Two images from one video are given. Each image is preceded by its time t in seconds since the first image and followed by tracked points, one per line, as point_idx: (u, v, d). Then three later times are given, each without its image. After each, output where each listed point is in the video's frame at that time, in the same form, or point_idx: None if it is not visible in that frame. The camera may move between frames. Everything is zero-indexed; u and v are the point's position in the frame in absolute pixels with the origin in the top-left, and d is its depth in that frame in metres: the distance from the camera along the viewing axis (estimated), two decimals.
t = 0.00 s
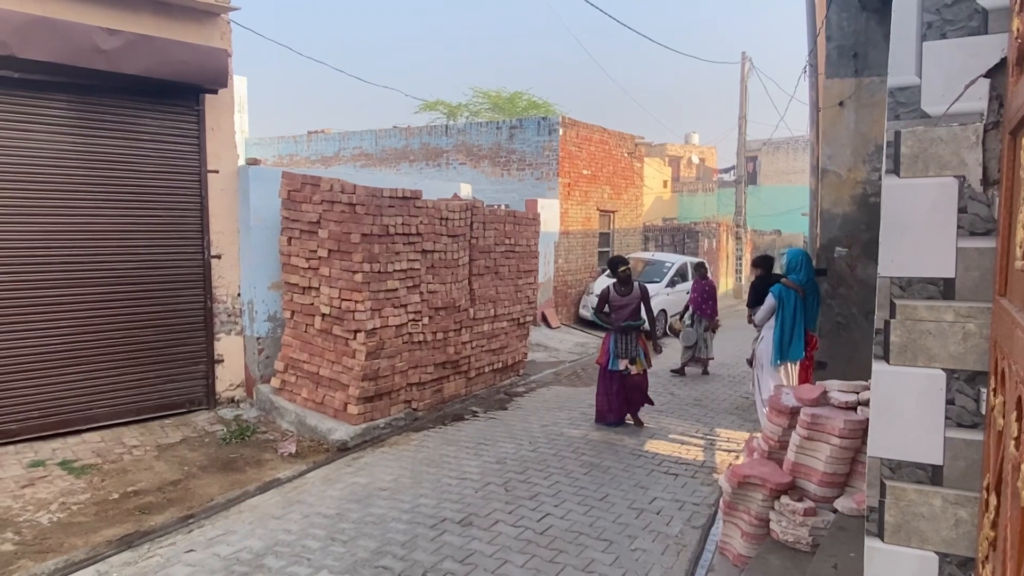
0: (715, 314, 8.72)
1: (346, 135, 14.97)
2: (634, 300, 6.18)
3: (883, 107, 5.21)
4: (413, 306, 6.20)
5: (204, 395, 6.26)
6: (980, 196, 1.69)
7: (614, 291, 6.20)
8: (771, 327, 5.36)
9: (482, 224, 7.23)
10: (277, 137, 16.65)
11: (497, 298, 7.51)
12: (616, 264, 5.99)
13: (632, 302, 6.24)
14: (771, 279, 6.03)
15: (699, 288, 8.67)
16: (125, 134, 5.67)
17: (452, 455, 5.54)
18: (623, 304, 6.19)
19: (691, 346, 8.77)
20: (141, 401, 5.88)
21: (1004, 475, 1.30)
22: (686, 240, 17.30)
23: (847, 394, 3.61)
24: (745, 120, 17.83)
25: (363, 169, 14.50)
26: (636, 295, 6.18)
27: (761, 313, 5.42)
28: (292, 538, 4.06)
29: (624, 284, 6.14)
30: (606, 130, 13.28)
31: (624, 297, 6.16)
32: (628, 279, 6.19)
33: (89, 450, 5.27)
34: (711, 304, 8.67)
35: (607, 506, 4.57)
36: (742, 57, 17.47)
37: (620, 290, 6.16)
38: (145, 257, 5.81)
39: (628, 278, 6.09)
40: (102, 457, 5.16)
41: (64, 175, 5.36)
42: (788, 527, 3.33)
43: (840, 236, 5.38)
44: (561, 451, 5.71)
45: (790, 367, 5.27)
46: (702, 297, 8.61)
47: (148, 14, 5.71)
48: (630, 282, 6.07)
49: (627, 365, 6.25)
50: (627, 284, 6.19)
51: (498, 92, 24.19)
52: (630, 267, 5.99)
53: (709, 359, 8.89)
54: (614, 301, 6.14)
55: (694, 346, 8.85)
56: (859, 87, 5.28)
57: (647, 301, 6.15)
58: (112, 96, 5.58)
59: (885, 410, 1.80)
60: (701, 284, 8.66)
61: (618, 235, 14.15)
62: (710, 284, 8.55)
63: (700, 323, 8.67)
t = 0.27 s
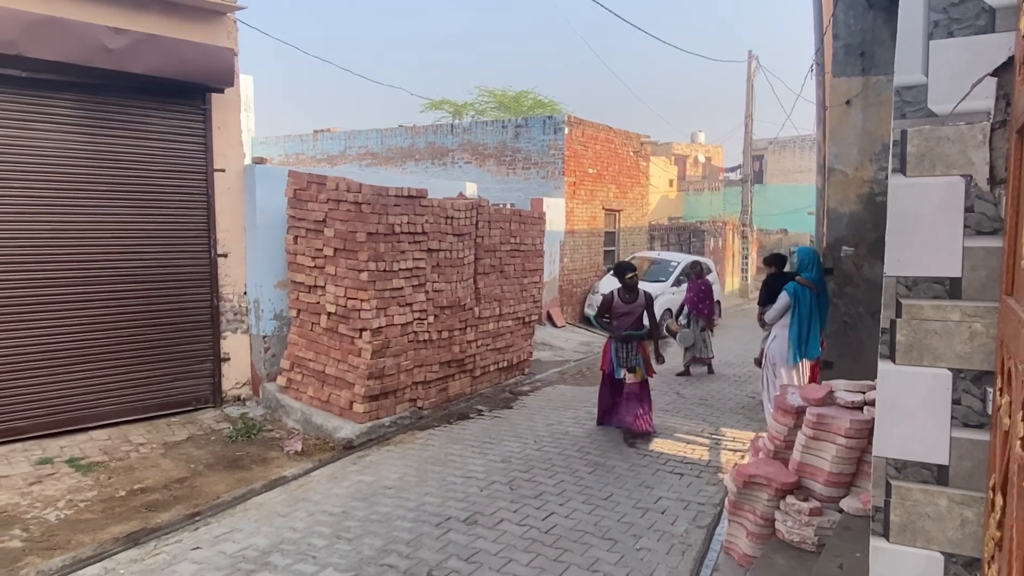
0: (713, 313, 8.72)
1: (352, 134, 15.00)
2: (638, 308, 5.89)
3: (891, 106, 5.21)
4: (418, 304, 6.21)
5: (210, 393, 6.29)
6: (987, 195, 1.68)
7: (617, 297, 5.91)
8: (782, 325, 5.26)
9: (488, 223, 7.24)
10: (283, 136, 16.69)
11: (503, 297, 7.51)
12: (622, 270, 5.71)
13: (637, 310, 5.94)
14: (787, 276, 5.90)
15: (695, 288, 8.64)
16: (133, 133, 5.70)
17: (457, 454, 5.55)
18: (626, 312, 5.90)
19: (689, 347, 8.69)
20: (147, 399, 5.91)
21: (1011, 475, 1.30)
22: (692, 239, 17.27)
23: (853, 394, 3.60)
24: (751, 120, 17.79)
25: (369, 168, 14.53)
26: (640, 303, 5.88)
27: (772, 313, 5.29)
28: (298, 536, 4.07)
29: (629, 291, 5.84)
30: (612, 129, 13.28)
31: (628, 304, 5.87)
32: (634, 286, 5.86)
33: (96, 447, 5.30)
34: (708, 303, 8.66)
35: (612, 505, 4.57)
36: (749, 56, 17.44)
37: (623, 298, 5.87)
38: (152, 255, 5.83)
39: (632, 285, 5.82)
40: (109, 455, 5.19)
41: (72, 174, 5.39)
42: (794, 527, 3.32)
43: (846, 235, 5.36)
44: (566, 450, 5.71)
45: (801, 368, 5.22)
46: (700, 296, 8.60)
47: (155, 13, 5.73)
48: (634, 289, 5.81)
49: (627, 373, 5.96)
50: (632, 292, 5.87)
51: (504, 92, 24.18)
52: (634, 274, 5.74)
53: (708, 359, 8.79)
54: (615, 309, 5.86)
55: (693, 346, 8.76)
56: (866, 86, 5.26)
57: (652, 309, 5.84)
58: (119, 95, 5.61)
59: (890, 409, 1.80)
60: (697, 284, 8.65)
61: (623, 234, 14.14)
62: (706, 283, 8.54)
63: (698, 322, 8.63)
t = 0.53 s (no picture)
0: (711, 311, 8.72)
1: (358, 133, 15.02)
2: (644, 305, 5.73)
3: (898, 104, 5.17)
4: (424, 303, 6.21)
5: (217, 391, 6.31)
6: (995, 194, 1.67)
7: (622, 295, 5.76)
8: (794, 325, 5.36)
9: (494, 222, 7.24)
10: (290, 135, 16.74)
11: (509, 296, 7.51)
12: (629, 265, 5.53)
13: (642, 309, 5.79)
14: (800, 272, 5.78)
15: (692, 287, 8.59)
16: (140, 132, 5.73)
17: (463, 452, 5.56)
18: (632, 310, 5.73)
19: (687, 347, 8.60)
20: (155, 396, 5.94)
21: (1018, 474, 1.30)
22: (698, 238, 17.24)
23: (860, 393, 3.58)
24: (758, 118, 17.73)
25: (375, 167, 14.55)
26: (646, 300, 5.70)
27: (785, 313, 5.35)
28: (304, 534, 4.08)
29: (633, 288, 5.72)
30: (618, 127, 13.26)
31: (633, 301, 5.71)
32: (638, 284, 5.75)
33: (104, 445, 5.33)
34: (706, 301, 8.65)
35: (617, 504, 4.57)
36: (756, 55, 17.39)
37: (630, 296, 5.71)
38: (159, 253, 5.86)
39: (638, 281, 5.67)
40: (116, 452, 5.22)
41: (79, 173, 5.42)
42: (800, 526, 3.32)
43: (853, 234, 5.33)
44: (572, 449, 5.71)
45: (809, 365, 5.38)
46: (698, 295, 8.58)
47: (163, 12, 5.75)
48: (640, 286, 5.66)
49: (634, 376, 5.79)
50: (636, 289, 5.74)
51: (510, 91, 24.17)
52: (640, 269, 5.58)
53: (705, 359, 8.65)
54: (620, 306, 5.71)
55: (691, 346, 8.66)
56: (874, 84, 5.23)
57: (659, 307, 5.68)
58: (127, 94, 5.64)
59: (896, 409, 1.79)
60: (694, 283, 8.60)
61: (629, 233, 14.12)
62: (704, 282, 8.53)
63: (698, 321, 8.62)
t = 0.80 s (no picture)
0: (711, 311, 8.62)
1: (365, 131, 15.05)
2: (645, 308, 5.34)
3: (906, 103, 5.16)
4: (430, 302, 6.23)
5: (225, 389, 6.34)
6: (1002, 192, 1.67)
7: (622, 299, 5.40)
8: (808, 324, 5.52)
9: (500, 221, 7.25)
10: (297, 134, 16.80)
11: (515, 295, 7.52)
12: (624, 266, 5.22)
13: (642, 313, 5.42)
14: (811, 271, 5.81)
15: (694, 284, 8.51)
16: (149, 131, 5.75)
17: (469, 451, 5.56)
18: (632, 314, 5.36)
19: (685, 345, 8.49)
20: (163, 394, 5.97)
21: None
22: (705, 237, 17.20)
23: (867, 393, 3.57)
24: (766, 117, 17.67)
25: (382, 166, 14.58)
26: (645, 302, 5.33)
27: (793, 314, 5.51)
28: (311, 531, 4.10)
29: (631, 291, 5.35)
30: (625, 126, 13.24)
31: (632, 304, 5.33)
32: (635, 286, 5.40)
33: (112, 442, 5.36)
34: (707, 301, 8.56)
35: (623, 503, 4.57)
36: (764, 53, 17.34)
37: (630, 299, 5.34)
38: (168, 252, 5.89)
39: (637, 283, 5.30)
40: (125, 450, 5.25)
41: (88, 171, 5.44)
42: (807, 526, 3.31)
43: (861, 233, 5.32)
44: (578, 448, 5.71)
45: (820, 362, 5.57)
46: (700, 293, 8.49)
47: (171, 11, 5.77)
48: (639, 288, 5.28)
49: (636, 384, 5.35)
50: (634, 292, 5.40)
51: (517, 89, 24.17)
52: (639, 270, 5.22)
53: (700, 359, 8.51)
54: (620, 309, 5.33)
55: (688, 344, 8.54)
56: (883, 82, 5.20)
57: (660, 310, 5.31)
58: (136, 94, 5.67)
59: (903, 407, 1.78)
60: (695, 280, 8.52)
61: (636, 232, 14.10)
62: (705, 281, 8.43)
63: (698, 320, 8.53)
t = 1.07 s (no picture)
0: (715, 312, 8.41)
1: (374, 130, 15.09)
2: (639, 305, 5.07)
3: (918, 101, 5.11)
4: (439, 300, 6.24)
5: (235, 386, 6.37)
6: (1014, 190, 1.66)
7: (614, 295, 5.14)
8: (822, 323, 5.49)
9: (509, 219, 7.25)
10: (307, 133, 16.87)
11: (523, 293, 7.52)
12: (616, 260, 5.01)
13: (637, 311, 5.16)
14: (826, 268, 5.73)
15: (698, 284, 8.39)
16: (159, 130, 5.79)
17: (477, 449, 5.57)
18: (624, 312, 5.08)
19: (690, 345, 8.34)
20: (174, 391, 6.01)
21: None
22: (714, 236, 17.15)
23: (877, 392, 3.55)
24: (776, 114, 17.60)
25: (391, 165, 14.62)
26: (640, 299, 5.06)
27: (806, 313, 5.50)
28: (320, 528, 4.12)
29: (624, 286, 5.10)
30: (634, 124, 13.21)
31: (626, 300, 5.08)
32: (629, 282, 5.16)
33: (123, 439, 5.40)
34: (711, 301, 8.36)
35: (632, 502, 4.56)
36: (774, 51, 17.27)
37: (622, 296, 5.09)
38: (178, 250, 5.93)
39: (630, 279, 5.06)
40: (136, 447, 5.28)
41: (99, 170, 5.48)
42: (816, 526, 3.30)
43: (872, 232, 5.32)
44: (586, 446, 5.71)
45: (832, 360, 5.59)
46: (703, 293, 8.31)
47: (182, 11, 5.80)
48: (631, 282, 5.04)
49: (627, 389, 5.04)
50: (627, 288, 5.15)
51: (525, 87, 24.14)
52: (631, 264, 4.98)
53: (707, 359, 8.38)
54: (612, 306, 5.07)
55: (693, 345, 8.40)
56: (893, 79, 5.16)
57: (653, 306, 5.05)
58: (146, 93, 5.70)
59: (913, 407, 1.77)
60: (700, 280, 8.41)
61: (645, 230, 14.08)
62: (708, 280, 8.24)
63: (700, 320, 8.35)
